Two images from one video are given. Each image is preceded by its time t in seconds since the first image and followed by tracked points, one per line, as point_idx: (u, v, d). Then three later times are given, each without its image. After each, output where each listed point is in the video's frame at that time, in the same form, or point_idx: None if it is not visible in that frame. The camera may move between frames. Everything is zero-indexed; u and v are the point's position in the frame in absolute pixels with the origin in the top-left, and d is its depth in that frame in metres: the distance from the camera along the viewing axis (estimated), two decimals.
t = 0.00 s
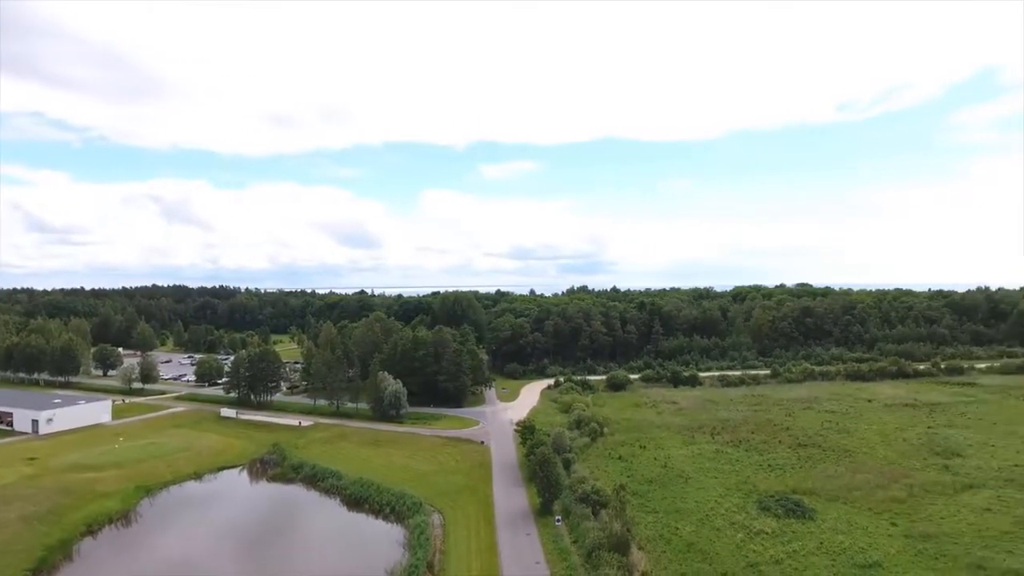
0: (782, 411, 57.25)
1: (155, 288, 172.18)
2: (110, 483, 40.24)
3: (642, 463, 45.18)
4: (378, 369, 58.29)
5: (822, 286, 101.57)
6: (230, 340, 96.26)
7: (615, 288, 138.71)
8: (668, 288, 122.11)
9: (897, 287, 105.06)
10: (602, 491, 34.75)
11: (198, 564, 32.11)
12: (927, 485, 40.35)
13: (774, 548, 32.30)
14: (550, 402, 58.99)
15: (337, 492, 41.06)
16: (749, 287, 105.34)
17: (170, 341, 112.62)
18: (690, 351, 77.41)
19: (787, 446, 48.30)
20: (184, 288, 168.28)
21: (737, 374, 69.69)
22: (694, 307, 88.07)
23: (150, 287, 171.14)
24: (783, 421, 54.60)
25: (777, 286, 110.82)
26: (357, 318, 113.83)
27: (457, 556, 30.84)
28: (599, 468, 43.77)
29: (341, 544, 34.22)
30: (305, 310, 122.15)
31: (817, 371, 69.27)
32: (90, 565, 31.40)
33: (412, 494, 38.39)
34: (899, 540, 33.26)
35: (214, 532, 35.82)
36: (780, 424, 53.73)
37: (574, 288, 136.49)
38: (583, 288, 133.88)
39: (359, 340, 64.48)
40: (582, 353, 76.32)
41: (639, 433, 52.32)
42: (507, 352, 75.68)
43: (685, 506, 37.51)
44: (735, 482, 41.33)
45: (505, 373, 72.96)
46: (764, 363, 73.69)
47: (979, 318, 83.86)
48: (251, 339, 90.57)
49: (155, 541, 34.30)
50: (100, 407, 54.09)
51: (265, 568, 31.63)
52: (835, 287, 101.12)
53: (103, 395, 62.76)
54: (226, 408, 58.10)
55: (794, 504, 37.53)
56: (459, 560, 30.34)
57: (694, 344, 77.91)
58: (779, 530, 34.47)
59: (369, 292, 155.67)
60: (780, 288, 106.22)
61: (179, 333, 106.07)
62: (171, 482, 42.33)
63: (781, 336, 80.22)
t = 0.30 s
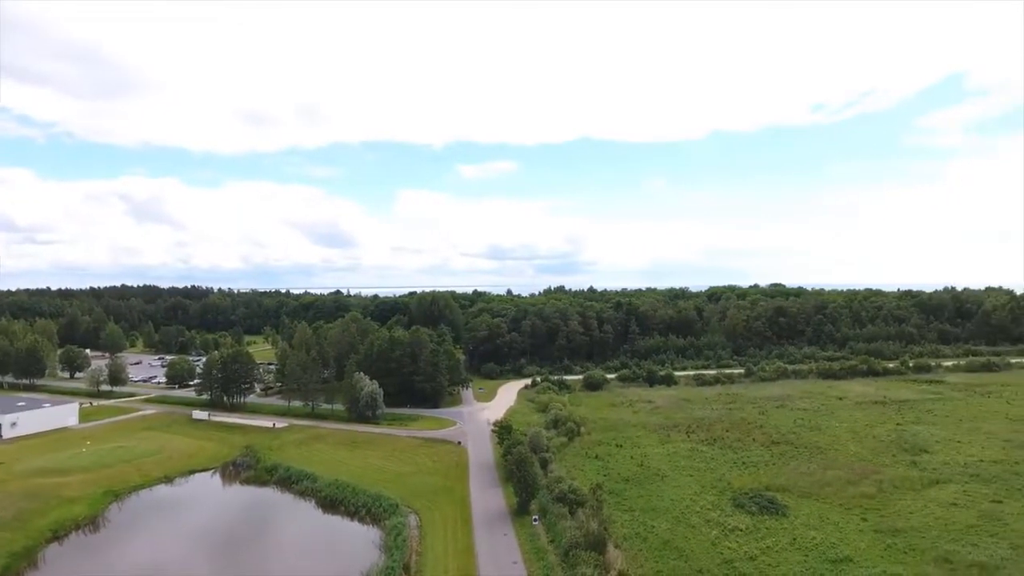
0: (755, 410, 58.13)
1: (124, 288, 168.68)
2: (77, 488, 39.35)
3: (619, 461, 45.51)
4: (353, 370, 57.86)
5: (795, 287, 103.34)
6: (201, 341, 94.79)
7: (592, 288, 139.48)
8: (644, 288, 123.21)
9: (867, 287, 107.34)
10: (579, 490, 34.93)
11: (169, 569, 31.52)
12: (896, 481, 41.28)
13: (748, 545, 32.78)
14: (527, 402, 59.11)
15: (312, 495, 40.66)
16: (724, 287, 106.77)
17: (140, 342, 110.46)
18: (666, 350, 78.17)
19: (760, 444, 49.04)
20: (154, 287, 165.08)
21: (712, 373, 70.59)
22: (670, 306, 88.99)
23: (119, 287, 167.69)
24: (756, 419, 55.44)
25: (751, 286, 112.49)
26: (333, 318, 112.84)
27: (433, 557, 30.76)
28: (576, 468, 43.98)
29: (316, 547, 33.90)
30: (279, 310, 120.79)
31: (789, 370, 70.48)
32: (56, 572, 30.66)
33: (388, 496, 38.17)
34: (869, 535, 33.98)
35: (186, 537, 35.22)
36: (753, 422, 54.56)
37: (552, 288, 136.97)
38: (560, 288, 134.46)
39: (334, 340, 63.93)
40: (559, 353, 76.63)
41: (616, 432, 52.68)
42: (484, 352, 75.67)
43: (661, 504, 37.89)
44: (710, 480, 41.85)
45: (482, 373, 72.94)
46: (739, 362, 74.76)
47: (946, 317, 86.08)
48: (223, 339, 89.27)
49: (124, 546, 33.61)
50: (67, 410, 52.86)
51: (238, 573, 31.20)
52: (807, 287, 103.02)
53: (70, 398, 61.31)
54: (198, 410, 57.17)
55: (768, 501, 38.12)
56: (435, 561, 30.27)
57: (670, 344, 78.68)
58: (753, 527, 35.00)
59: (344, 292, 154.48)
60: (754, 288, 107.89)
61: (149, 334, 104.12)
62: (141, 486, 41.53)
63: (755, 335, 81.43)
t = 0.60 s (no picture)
0: (729, 408, 58.98)
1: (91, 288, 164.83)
2: (42, 494, 38.35)
3: (595, 461, 45.82)
4: (328, 371, 57.35)
5: (767, 287, 105.03)
6: (172, 342, 93.12)
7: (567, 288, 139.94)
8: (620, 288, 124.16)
9: (837, 287, 109.61)
10: (556, 490, 35.08)
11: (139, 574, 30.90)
12: (866, 477, 42.21)
13: (722, 542, 33.23)
14: (504, 402, 59.18)
15: (286, 497, 40.19)
16: (698, 287, 108.13)
17: (107, 343, 108.07)
18: (642, 350, 78.86)
19: (734, 442, 49.74)
20: (122, 287, 161.52)
21: (687, 372, 71.44)
22: (646, 306, 89.84)
23: (85, 287, 163.82)
24: (730, 417, 56.24)
25: (725, 286, 114.07)
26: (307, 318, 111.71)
27: (410, 558, 30.63)
28: (552, 467, 44.17)
29: (290, 550, 33.52)
30: (252, 311, 119.21)
31: (762, 369, 71.63)
32: None
33: (364, 498, 37.92)
34: (840, 530, 34.69)
35: (156, 541, 34.57)
36: (727, 420, 55.34)
37: (529, 288, 137.19)
38: (537, 288, 134.92)
39: (309, 341, 63.30)
40: (536, 353, 76.87)
41: (592, 431, 53.02)
42: (461, 352, 75.59)
43: (636, 503, 38.24)
44: (685, 478, 42.35)
45: (458, 373, 72.85)
46: (712, 361, 75.79)
47: (913, 316, 88.22)
48: (194, 340, 87.83)
49: (92, 552, 32.86)
50: (32, 414, 51.51)
51: None
52: (779, 287, 104.85)
53: (34, 401, 59.71)
54: (168, 412, 56.14)
55: (742, 499, 38.70)
56: (412, 563, 30.12)
57: (646, 343, 79.42)
58: (727, 524, 35.50)
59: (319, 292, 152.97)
60: (728, 287, 109.49)
61: (117, 336, 101.92)
62: (109, 491, 40.63)
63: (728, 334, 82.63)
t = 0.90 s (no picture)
0: (702, 407, 59.74)
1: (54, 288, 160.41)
2: (4, 500, 37.27)
3: (570, 460, 46.02)
4: (302, 372, 56.70)
5: (740, 287, 106.57)
6: (140, 343, 91.22)
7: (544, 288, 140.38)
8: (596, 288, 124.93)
9: (808, 288, 111.71)
10: (532, 490, 35.17)
11: None
12: (835, 474, 43.10)
13: (696, 540, 33.62)
14: (480, 403, 59.12)
15: (259, 501, 39.64)
16: (673, 288, 109.31)
17: (72, 345, 105.37)
18: (617, 349, 79.44)
19: (708, 441, 50.36)
20: (87, 287, 157.31)
21: (661, 371, 72.14)
22: (621, 307, 90.54)
23: (49, 287, 159.44)
24: (704, 416, 56.92)
25: (699, 286, 115.48)
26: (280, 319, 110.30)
27: (385, 560, 30.43)
28: (528, 467, 44.25)
29: (263, 554, 33.05)
30: (223, 312, 117.41)
31: (735, 368, 72.68)
32: None
33: (338, 500, 37.57)
34: (810, 526, 35.36)
35: (124, 547, 33.83)
36: (701, 419, 56.00)
37: (505, 288, 137.18)
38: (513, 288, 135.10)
39: (282, 342, 62.52)
40: (512, 353, 76.96)
41: (568, 431, 53.26)
42: (436, 352, 75.33)
43: (612, 502, 38.53)
44: (660, 477, 42.77)
45: (433, 373, 72.61)
46: (686, 361, 76.67)
47: (881, 316, 90.26)
48: (164, 342, 86.14)
49: (56, 560, 32.02)
50: None
51: None
52: (752, 288, 106.52)
53: None
54: (136, 415, 54.98)
55: (715, 496, 39.22)
56: (387, 565, 29.92)
57: (621, 343, 80.02)
58: (701, 521, 35.94)
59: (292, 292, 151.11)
60: (701, 288, 110.87)
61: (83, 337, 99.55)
62: (74, 496, 39.64)
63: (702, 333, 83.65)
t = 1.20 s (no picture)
0: (677, 406, 60.40)
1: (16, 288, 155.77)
2: None
3: (547, 460, 46.15)
4: (275, 374, 55.98)
5: (715, 287, 108.01)
6: (108, 345, 89.22)
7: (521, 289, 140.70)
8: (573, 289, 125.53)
9: (781, 288, 113.68)
10: (509, 490, 35.23)
11: None
12: (807, 471, 43.90)
13: (672, 538, 33.99)
14: (456, 404, 58.98)
15: (231, 505, 39.04)
16: (648, 288, 110.33)
17: (36, 347, 102.57)
18: (593, 349, 79.93)
19: (683, 440, 50.93)
20: (51, 287, 153.15)
21: (637, 371, 72.76)
22: (597, 307, 91.11)
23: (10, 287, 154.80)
24: (679, 415, 57.56)
25: (674, 286, 116.75)
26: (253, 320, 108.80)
27: (361, 563, 30.21)
28: (505, 468, 44.27)
29: (235, 558, 32.56)
30: (194, 312, 115.54)
31: (709, 368, 73.61)
32: None
33: (313, 503, 37.18)
34: (783, 523, 35.98)
35: (91, 553, 33.05)
36: (676, 418, 56.61)
37: (482, 288, 137.13)
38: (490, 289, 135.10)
39: (254, 343, 61.65)
40: (488, 353, 76.96)
41: (544, 431, 53.41)
42: (412, 353, 74.99)
43: (589, 501, 38.76)
44: (635, 476, 43.12)
45: (409, 374, 72.29)
46: (662, 360, 77.47)
47: (851, 315, 92.23)
48: (132, 343, 84.37)
49: (20, 567, 31.17)
50: None
51: None
52: (726, 288, 108.05)
53: None
54: (104, 419, 53.73)
55: (690, 495, 39.68)
56: (363, 568, 29.70)
57: (598, 343, 80.55)
58: (676, 520, 36.33)
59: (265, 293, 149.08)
60: (676, 288, 112.13)
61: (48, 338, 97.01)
62: (39, 503, 38.62)
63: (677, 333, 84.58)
